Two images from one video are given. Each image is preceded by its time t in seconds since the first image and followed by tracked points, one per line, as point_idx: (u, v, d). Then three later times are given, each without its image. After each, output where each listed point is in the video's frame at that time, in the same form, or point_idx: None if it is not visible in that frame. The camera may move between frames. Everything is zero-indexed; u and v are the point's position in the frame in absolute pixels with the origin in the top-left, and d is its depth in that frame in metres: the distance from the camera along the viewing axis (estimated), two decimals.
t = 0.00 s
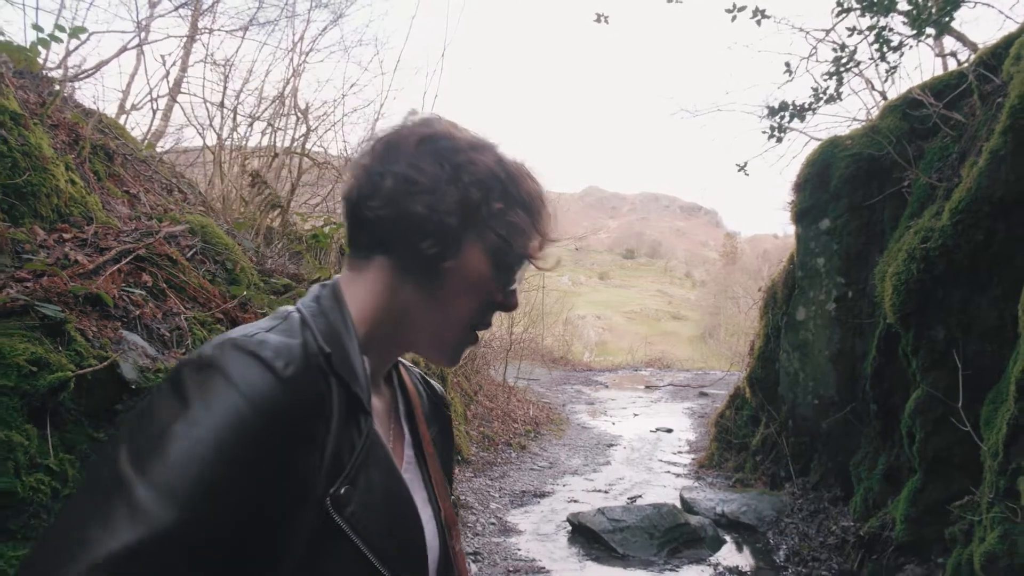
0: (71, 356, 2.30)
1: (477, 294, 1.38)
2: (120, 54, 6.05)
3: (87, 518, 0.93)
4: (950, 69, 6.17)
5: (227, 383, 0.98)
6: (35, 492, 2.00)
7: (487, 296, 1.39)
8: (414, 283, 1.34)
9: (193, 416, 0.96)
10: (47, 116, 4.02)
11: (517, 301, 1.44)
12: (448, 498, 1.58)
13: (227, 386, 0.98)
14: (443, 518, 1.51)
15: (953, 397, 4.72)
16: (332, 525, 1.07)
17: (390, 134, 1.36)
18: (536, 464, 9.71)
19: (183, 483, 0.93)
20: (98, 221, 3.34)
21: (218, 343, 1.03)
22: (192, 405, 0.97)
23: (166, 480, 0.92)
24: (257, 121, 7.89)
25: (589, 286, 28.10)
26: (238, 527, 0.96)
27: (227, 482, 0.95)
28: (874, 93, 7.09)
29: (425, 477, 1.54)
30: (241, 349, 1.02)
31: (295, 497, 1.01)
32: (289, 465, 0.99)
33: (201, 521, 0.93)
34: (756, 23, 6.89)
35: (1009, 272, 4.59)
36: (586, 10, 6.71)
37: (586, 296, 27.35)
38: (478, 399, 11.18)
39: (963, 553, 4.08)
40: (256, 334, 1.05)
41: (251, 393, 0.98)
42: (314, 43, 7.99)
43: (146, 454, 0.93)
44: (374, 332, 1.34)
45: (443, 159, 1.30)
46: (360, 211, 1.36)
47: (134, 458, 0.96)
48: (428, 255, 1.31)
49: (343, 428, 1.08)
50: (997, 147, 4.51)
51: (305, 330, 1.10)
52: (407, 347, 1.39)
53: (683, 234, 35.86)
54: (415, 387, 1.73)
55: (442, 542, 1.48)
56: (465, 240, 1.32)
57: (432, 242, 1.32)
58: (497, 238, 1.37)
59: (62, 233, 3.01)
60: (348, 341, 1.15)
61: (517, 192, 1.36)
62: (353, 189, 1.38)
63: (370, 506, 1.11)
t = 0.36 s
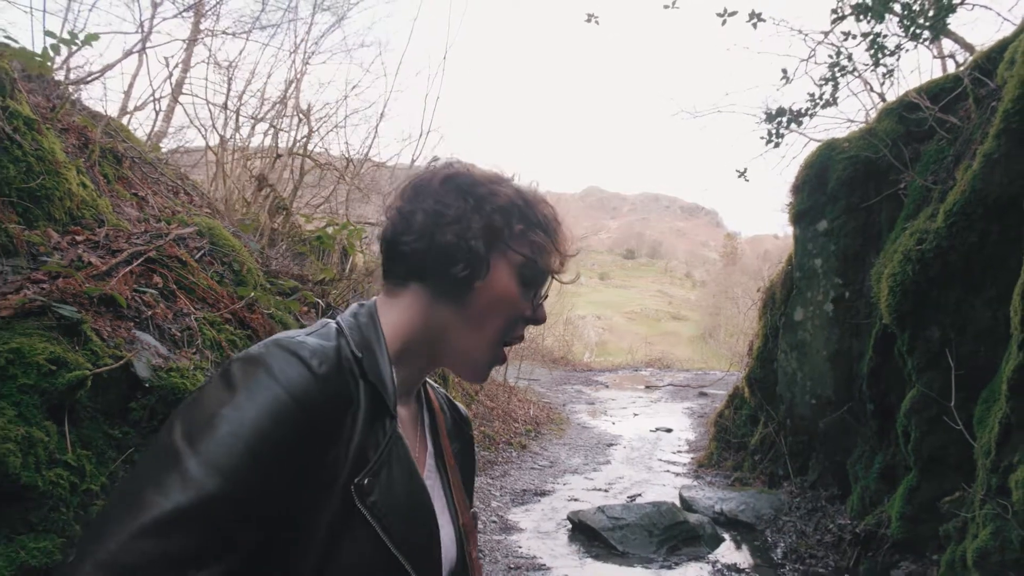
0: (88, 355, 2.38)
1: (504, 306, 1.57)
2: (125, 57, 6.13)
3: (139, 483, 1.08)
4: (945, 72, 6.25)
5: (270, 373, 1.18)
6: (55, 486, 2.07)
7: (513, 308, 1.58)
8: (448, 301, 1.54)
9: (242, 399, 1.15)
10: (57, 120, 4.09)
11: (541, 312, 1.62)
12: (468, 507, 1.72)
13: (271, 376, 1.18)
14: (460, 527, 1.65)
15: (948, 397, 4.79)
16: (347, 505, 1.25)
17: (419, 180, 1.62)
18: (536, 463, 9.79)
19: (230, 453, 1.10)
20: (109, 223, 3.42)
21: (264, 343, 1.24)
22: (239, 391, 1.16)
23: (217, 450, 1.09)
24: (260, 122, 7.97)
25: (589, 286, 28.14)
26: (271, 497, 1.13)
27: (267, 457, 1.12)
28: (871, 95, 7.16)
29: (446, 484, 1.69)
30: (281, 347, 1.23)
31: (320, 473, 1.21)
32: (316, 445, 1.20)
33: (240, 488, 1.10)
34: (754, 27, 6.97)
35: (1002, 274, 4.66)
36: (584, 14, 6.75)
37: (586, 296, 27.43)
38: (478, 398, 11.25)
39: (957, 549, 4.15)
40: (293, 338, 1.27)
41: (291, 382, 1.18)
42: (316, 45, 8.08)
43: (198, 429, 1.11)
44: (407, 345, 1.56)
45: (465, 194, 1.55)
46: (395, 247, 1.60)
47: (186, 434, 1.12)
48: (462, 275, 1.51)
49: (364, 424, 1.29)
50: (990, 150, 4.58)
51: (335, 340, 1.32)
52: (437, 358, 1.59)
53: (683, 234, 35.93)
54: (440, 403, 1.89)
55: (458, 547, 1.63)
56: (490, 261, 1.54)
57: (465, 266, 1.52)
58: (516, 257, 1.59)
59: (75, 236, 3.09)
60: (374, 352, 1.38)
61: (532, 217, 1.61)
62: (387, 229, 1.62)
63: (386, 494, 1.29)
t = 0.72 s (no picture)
0: (108, 351, 2.45)
1: (470, 272, 1.66)
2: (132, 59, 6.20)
3: (140, 507, 1.25)
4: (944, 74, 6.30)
5: (238, 390, 1.31)
6: (78, 478, 2.15)
7: (481, 273, 1.67)
8: (416, 277, 1.64)
9: (218, 417, 1.28)
10: (70, 121, 4.16)
11: (511, 271, 1.70)
12: (484, 459, 1.82)
13: (240, 392, 1.30)
14: (476, 478, 1.75)
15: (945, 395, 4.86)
16: (339, 489, 1.37)
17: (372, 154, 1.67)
18: (538, 461, 9.87)
19: (213, 468, 1.24)
20: (122, 223, 3.48)
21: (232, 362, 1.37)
22: (214, 411, 1.29)
23: (201, 468, 1.24)
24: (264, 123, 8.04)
25: (590, 286, 28.22)
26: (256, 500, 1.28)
27: (248, 465, 1.26)
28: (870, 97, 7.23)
29: (458, 445, 1.78)
30: (245, 362, 1.35)
31: (301, 470, 1.34)
32: (292, 446, 1.32)
33: (225, 499, 1.25)
34: (755, 30, 7.03)
35: (999, 273, 4.72)
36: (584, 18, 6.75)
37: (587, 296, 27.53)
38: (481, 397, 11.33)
39: (954, 544, 4.22)
40: (256, 350, 1.38)
41: (256, 395, 1.30)
42: (319, 47, 8.15)
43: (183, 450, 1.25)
44: (387, 324, 1.67)
45: (417, 165, 1.61)
46: (358, 227, 1.68)
47: (175, 456, 1.28)
48: (422, 249, 1.60)
49: (340, 415, 1.41)
50: (987, 151, 4.64)
51: (300, 342, 1.43)
52: (417, 330, 1.71)
53: (683, 234, 36.04)
54: (439, 368, 1.98)
55: (479, 500, 1.73)
56: (449, 232, 1.63)
57: (423, 239, 1.61)
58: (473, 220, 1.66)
59: (90, 235, 3.16)
60: (345, 345, 1.49)
61: (489, 178, 1.68)
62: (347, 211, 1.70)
63: (375, 472, 1.41)
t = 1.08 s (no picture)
0: (136, 342, 2.56)
1: (434, 255, 1.79)
2: (143, 60, 6.31)
3: (173, 547, 1.29)
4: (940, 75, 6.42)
5: (244, 420, 1.33)
6: (110, 462, 2.26)
7: (446, 254, 1.80)
8: (385, 271, 1.76)
9: (229, 451, 1.31)
10: (87, 122, 4.28)
11: (474, 244, 1.83)
12: (491, 421, 1.95)
13: (245, 422, 1.33)
14: (487, 445, 1.88)
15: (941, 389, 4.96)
16: (357, 492, 1.41)
17: (319, 151, 1.74)
18: (540, 458, 9.98)
19: (235, 500, 1.28)
20: (141, 221, 3.59)
21: (229, 392, 1.38)
22: (224, 445, 1.32)
23: (224, 501, 1.28)
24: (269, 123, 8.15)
25: (590, 286, 28.34)
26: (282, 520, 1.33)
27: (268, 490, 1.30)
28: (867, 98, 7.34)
29: (465, 416, 1.91)
30: (246, 392, 1.36)
31: (319, 483, 1.38)
32: (306, 463, 1.36)
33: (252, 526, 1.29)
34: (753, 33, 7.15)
35: (993, 271, 4.83)
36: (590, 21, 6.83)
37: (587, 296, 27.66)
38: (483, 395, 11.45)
39: (948, 535, 4.32)
40: (254, 377, 1.39)
41: (263, 423, 1.32)
42: (324, 48, 8.27)
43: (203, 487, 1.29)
44: (367, 318, 1.78)
45: (367, 159, 1.70)
46: (319, 228, 1.77)
47: (196, 494, 1.31)
48: (386, 244, 1.73)
49: (345, 421, 1.45)
50: (981, 152, 4.75)
51: (291, 360, 1.45)
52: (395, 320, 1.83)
53: (683, 234, 36.20)
54: (434, 341, 2.09)
55: (494, 467, 1.85)
56: (409, 221, 1.74)
57: (385, 233, 1.73)
58: (428, 204, 1.78)
59: (112, 233, 3.27)
60: (334, 352, 1.52)
61: (439, 162, 1.79)
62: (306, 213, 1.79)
63: (387, 466, 1.45)
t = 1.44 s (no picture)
0: (161, 335, 2.70)
1: (444, 237, 1.94)
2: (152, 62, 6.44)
3: (222, 504, 1.43)
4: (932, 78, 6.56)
5: (281, 388, 1.47)
6: (138, 447, 2.40)
7: (453, 235, 1.95)
8: (398, 253, 1.91)
9: (269, 416, 1.45)
10: (104, 123, 4.42)
11: (475, 225, 1.99)
12: (487, 391, 2.15)
13: (282, 389, 1.47)
14: (485, 414, 2.07)
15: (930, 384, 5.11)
16: (380, 454, 1.55)
17: (330, 144, 1.84)
18: (540, 454, 10.11)
19: (277, 460, 1.42)
20: (158, 220, 3.72)
21: (266, 364, 1.52)
22: (264, 411, 1.46)
23: (268, 461, 1.42)
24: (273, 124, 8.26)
25: (588, 286, 28.48)
26: (318, 478, 1.47)
27: (306, 450, 1.45)
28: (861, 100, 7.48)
29: (465, 386, 2.10)
30: (281, 363, 1.51)
31: (347, 446, 1.52)
32: (337, 427, 1.50)
33: (292, 486, 1.43)
34: (750, 36, 7.29)
35: (981, 269, 4.97)
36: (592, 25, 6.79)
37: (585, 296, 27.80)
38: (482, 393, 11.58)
39: (936, 524, 4.46)
40: (288, 349, 1.53)
41: (299, 390, 1.46)
42: (327, 50, 8.39)
43: (248, 449, 1.43)
44: (380, 297, 1.94)
45: (379, 151, 1.81)
46: (331, 215, 1.89)
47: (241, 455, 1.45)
48: (399, 229, 1.87)
49: (370, 390, 1.58)
50: (970, 153, 4.90)
51: (319, 335, 1.60)
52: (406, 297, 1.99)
53: (680, 235, 36.39)
54: (432, 318, 2.25)
55: (494, 435, 2.05)
56: (420, 207, 1.88)
57: (399, 219, 1.87)
58: (436, 190, 1.91)
59: (132, 231, 3.40)
60: (354, 328, 1.66)
61: (445, 152, 1.91)
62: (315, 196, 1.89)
63: (407, 430, 1.58)
